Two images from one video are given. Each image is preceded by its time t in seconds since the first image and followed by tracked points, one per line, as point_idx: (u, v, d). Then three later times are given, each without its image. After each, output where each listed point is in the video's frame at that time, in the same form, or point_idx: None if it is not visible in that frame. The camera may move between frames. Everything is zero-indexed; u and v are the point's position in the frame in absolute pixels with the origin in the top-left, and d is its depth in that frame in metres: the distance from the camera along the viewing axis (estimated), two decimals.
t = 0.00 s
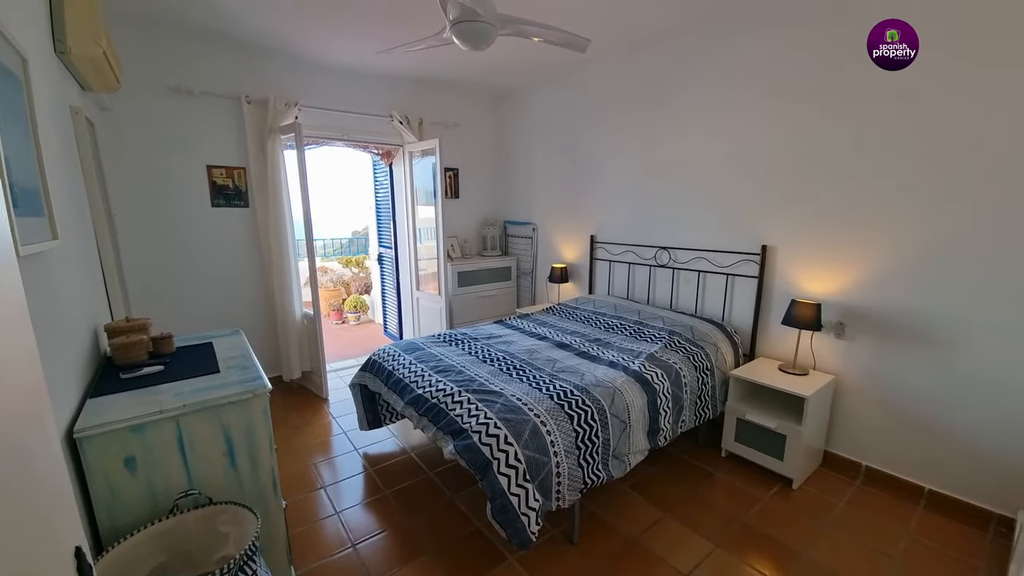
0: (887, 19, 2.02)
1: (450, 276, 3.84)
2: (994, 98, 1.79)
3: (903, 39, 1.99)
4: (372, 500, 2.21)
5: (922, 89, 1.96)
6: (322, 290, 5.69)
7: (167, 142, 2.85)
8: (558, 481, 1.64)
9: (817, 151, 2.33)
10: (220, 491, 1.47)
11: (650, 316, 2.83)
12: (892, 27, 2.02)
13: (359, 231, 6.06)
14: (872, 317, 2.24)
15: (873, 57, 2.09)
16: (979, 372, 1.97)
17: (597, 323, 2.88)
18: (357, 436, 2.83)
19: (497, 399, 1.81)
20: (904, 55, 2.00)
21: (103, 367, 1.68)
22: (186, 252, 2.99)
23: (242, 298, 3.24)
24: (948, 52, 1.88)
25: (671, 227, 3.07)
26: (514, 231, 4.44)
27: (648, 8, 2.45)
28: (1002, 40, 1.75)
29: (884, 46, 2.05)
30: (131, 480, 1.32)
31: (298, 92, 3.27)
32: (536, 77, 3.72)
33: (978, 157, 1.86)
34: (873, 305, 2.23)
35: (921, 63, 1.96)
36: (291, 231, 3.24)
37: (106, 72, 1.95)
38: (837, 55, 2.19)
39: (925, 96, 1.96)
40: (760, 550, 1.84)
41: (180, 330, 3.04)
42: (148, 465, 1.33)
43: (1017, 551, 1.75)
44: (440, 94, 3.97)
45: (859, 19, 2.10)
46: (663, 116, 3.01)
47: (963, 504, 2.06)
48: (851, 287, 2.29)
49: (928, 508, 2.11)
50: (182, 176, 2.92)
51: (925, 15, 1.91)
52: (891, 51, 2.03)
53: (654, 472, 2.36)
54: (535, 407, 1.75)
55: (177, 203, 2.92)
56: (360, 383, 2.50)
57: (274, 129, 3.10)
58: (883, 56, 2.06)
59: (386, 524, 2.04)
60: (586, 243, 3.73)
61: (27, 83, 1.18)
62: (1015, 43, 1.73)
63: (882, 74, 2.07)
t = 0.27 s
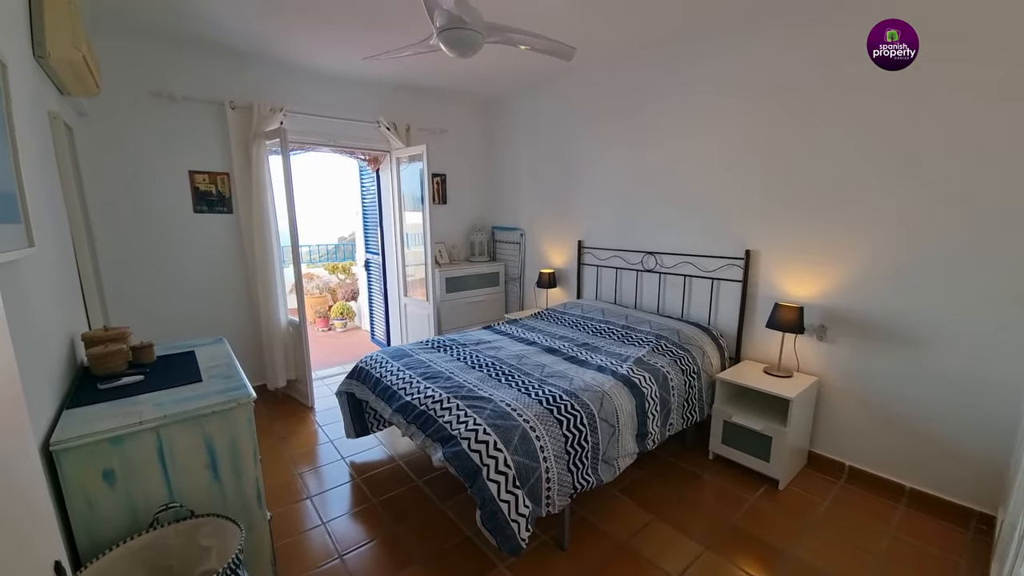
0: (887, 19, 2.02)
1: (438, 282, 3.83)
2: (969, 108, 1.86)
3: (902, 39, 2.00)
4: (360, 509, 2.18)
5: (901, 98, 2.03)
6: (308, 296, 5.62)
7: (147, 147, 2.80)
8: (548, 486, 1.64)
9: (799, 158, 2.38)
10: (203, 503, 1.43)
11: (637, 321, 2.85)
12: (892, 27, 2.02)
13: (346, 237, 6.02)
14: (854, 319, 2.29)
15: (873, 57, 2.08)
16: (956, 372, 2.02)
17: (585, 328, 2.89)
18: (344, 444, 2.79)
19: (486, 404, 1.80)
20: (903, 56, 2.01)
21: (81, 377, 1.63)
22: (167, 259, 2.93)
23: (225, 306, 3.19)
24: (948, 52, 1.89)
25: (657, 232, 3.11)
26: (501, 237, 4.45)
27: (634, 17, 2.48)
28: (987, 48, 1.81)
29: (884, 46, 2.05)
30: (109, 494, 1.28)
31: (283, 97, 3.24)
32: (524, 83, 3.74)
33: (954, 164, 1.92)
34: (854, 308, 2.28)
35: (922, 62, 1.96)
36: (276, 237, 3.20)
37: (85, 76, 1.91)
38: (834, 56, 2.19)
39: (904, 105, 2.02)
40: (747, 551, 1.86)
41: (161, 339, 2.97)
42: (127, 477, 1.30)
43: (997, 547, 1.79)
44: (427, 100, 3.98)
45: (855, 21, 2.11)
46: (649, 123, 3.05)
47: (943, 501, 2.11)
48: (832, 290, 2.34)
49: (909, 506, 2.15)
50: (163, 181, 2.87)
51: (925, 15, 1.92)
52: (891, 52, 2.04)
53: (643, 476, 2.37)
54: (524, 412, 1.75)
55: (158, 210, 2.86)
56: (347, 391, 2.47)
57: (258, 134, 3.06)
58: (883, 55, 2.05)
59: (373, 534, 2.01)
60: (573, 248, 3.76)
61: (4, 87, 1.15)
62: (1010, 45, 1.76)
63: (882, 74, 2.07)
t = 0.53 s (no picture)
0: (887, 19, 2.02)
1: (429, 284, 3.81)
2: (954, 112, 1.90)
3: (902, 39, 2.00)
4: (350, 515, 2.15)
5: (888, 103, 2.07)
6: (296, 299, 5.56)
7: (132, 148, 2.75)
8: (539, 488, 1.63)
9: (788, 160, 2.42)
10: (189, 511, 1.40)
11: (628, 322, 2.86)
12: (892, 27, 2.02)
13: (336, 239, 5.98)
14: (841, 320, 2.32)
15: (873, 57, 2.08)
16: (942, 371, 2.06)
17: (577, 330, 2.90)
18: (333, 449, 2.76)
19: (477, 407, 1.79)
20: (903, 55, 2.01)
21: (62, 383, 1.59)
22: (152, 262, 2.88)
23: (212, 310, 3.13)
24: (947, 52, 1.90)
25: (647, 234, 3.13)
26: (492, 239, 4.45)
27: (625, 20, 2.50)
28: (980, 51, 1.83)
29: (884, 47, 2.05)
30: (91, 502, 1.25)
31: (271, 98, 3.21)
32: (514, 86, 3.75)
33: (938, 168, 1.97)
34: (841, 308, 2.31)
35: (922, 62, 1.97)
36: (264, 239, 3.16)
37: (69, 77, 1.87)
38: (831, 57, 2.20)
39: (891, 109, 2.06)
40: (738, 550, 1.87)
41: (145, 343, 2.92)
42: (110, 485, 1.27)
43: (982, 543, 1.82)
44: (417, 102, 3.97)
45: (852, 21, 2.12)
46: (639, 126, 3.07)
47: (929, 498, 2.14)
48: (820, 290, 2.37)
49: (896, 504, 2.19)
50: (148, 183, 2.82)
51: (925, 14, 1.93)
52: (891, 52, 2.04)
53: (636, 477, 2.37)
54: (515, 415, 1.74)
55: (142, 211, 2.81)
56: (336, 395, 2.44)
57: (246, 135, 3.02)
58: (884, 56, 2.05)
59: (364, 539, 1.99)
60: (564, 250, 3.76)
61: None
62: (1005, 48, 1.78)
63: (882, 73, 2.07)
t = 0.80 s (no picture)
0: (888, 19, 2.03)
1: (423, 284, 3.79)
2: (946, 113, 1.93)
3: (902, 40, 2.01)
4: (344, 517, 2.13)
5: (882, 104, 2.09)
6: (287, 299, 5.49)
7: (119, 146, 2.70)
8: (535, 488, 1.63)
9: (781, 160, 2.44)
10: (178, 515, 1.38)
11: (622, 321, 2.87)
12: (892, 28, 2.03)
13: (328, 239, 5.93)
14: (834, 318, 2.34)
15: (874, 57, 2.09)
16: (934, 369, 2.08)
17: (571, 329, 2.90)
18: (326, 450, 2.73)
19: (472, 407, 1.78)
20: (903, 55, 2.02)
21: (47, 385, 1.56)
22: (141, 262, 2.83)
23: (202, 310, 3.09)
24: (944, 53, 1.92)
25: (641, 234, 3.14)
26: (486, 239, 4.43)
27: (620, 20, 2.50)
28: (973, 53, 1.86)
29: (884, 47, 2.06)
30: (78, 506, 1.23)
31: (262, 96, 3.17)
32: (508, 86, 3.74)
33: (930, 168, 1.99)
34: (833, 307, 2.34)
35: (922, 62, 1.98)
36: (255, 239, 3.12)
37: (54, 73, 1.83)
38: (828, 57, 2.21)
39: (884, 109, 2.09)
40: (733, 548, 1.88)
41: (133, 344, 2.87)
42: (96, 489, 1.25)
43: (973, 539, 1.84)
44: (411, 102, 3.95)
45: (850, 22, 2.13)
46: (634, 126, 3.08)
47: (920, 495, 2.17)
48: (812, 289, 2.39)
49: (888, 500, 2.21)
50: (136, 182, 2.78)
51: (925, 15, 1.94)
52: (892, 52, 2.04)
53: (631, 476, 2.37)
54: (510, 414, 1.73)
55: (130, 210, 2.77)
56: (329, 395, 2.41)
57: (236, 134, 2.99)
58: (885, 55, 2.06)
59: (357, 542, 1.97)
60: (558, 250, 3.76)
61: None
62: (999, 48, 1.80)
63: (882, 73, 2.08)
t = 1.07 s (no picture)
0: (887, 19, 2.01)
1: (421, 284, 3.76)
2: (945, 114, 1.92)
3: (902, 40, 2.00)
4: (342, 520, 2.10)
5: (881, 104, 2.08)
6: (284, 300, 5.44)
7: (113, 145, 2.67)
8: (535, 491, 1.60)
9: (782, 159, 2.42)
10: (171, 520, 1.35)
11: (622, 321, 2.84)
12: (893, 28, 2.02)
13: (326, 239, 5.90)
14: (834, 318, 2.32)
15: (874, 57, 2.07)
16: (934, 369, 2.07)
17: (571, 329, 2.87)
18: (323, 452, 2.70)
19: (471, 408, 1.76)
20: (903, 55, 2.00)
21: (38, 388, 1.52)
22: (134, 262, 2.80)
23: (197, 311, 3.06)
24: (944, 52, 1.90)
25: (641, 233, 3.11)
26: (485, 239, 4.40)
27: (618, 18, 2.49)
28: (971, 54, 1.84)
29: (884, 47, 2.04)
30: (67, 512, 1.20)
31: (258, 95, 3.14)
32: (507, 84, 3.72)
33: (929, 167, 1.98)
34: (834, 306, 2.32)
35: (922, 62, 1.96)
36: (251, 239, 3.09)
37: (47, 71, 1.81)
38: (826, 57, 2.20)
39: (883, 109, 2.07)
40: (734, 550, 1.86)
41: (127, 345, 2.84)
42: (87, 494, 1.22)
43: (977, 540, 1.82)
44: (409, 100, 3.93)
45: (850, 22, 2.12)
46: (632, 126, 3.06)
47: (922, 495, 2.15)
48: (813, 289, 2.37)
49: (890, 501, 2.19)
50: (130, 181, 2.74)
51: (925, 14, 1.92)
52: (891, 52, 2.03)
53: (631, 478, 2.35)
54: (510, 416, 1.70)
55: (124, 210, 2.73)
56: (326, 397, 2.38)
57: (232, 132, 2.95)
58: (885, 55, 2.04)
59: (355, 545, 1.94)
60: (557, 249, 3.74)
61: None
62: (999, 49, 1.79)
63: (883, 72, 2.06)
